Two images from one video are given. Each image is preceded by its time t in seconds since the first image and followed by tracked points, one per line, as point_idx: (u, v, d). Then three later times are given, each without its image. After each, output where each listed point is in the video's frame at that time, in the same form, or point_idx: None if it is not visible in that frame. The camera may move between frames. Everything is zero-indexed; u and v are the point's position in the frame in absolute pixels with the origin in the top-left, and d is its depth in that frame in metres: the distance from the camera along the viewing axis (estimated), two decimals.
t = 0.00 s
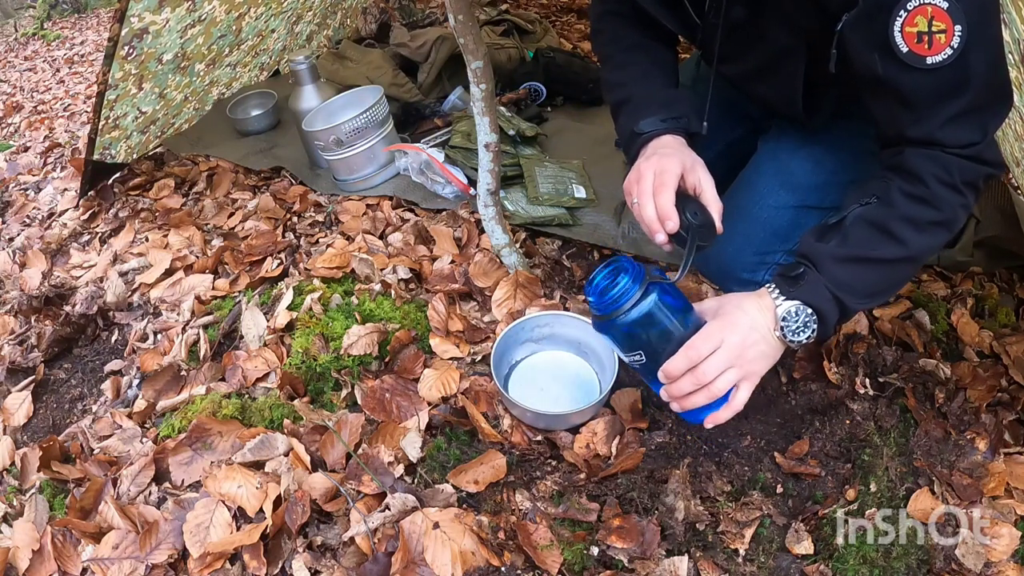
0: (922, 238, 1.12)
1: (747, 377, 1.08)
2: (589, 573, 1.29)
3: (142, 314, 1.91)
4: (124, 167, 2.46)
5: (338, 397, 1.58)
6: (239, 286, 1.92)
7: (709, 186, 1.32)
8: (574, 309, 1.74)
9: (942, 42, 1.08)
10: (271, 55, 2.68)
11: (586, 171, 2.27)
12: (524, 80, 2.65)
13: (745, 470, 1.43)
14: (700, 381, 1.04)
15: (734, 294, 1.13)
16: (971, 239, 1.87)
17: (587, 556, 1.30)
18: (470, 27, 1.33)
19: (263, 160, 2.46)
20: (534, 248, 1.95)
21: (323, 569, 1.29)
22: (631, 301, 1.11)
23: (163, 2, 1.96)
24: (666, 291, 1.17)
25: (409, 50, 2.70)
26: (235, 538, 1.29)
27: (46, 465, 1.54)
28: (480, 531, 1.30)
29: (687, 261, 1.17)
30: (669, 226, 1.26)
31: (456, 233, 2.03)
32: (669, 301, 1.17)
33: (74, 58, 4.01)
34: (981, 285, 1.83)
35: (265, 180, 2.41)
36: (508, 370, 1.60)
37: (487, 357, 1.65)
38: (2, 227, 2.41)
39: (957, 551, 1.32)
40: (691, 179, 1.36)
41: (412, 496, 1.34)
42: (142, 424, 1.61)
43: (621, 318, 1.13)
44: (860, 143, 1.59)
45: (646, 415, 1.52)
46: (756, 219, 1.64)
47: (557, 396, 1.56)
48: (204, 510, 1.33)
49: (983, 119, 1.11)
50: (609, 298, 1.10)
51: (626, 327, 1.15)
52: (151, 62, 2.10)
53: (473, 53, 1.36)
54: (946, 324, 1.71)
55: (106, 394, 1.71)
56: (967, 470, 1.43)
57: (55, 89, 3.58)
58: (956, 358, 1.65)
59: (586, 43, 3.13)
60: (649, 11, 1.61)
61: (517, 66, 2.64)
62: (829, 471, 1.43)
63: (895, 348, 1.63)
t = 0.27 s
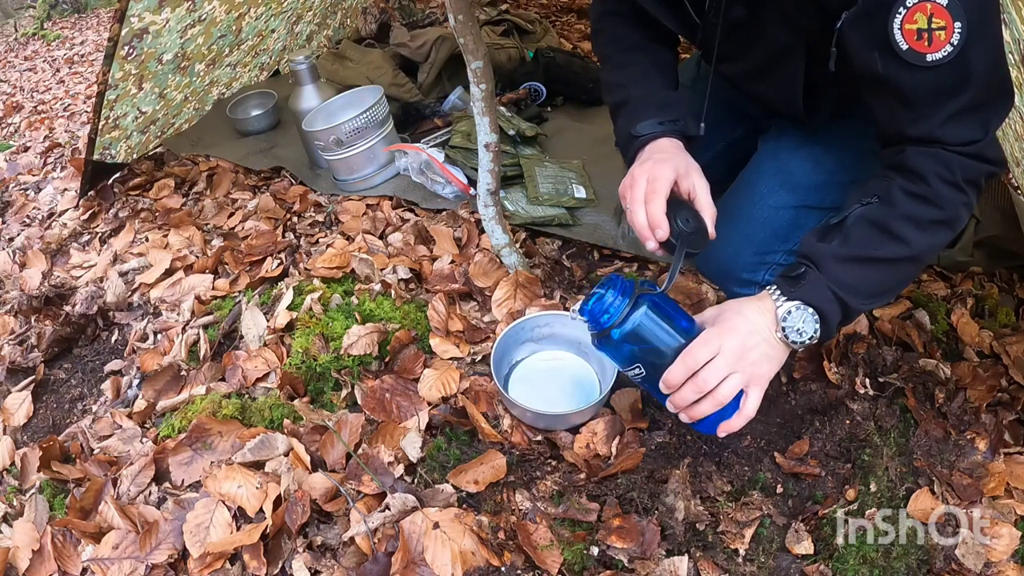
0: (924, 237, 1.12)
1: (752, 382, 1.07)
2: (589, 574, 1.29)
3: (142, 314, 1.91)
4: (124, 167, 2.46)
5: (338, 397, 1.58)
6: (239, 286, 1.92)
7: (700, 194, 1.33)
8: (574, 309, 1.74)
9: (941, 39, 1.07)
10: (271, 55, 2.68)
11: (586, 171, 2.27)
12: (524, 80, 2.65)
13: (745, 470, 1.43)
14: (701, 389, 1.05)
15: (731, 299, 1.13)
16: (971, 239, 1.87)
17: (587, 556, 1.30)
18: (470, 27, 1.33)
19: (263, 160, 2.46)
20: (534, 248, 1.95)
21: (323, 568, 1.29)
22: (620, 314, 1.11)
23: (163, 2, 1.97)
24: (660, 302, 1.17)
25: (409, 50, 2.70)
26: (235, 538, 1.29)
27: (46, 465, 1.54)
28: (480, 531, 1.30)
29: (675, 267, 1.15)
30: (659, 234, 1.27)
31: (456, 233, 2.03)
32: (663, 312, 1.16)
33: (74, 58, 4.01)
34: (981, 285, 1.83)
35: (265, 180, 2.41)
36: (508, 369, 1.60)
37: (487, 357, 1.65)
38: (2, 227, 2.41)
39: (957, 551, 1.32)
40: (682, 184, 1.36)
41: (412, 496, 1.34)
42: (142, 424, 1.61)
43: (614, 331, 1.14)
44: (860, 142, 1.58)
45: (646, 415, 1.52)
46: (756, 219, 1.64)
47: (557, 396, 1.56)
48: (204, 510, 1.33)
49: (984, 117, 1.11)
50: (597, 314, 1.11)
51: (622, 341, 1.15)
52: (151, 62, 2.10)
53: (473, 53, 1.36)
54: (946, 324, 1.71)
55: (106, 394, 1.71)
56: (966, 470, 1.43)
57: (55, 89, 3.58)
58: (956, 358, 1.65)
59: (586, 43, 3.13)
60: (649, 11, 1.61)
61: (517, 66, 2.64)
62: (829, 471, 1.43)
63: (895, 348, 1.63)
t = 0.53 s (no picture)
0: (924, 234, 1.12)
1: (752, 381, 1.07)
2: (589, 574, 1.29)
3: (142, 314, 1.91)
4: (124, 167, 2.46)
5: (338, 397, 1.58)
6: (239, 286, 1.92)
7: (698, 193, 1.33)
8: (574, 309, 1.74)
9: (939, 36, 1.08)
10: (271, 55, 2.68)
11: (586, 171, 2.27)
12: (524, 80, 2.65)
13: (745, 470, 1.43)
14: (701, 387, 1.04)
15: (731, 297, 1.13)
16: (971, 239, 1.88)
17: (587, 556, 1.30)
18: (470, 27, 1.33)
19: (263, 160, 2.46)
20: (534, 248, 1.95)
21: (323, 569, 1.29)
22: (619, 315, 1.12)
23: (163, 2, 1.97)
24: (659, 301, 1.17)
25: (408, 50, 2.70)
26: (235, 538, 1.29)
27: (46, 465, 1.54)
28: (480, 531, 1.30)
29: (672, 266, 1.15)
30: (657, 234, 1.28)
31: (456, 233, 2.03)
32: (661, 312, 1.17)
33: (74, 58, 4.01)
34: (981, 285, 1.83)
35: (265, 180, 2.41)
36: (508, 369, 1.60)
37: (487, 357, 1.65)
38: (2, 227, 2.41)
39: (957, 551, 1.32)
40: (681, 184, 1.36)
41: (412, 496, 1.34)
42: (142, 424, 1.61)
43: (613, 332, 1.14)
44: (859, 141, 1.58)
45: (646, 415, 1.52)
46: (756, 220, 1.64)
47: (556, 396, 1.56)
48: (204, 510, 1.33)
49: (984, 113, 1.11)
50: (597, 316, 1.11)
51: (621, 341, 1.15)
52: (151, 62, 2.10)
53: (473, 53, 1.36)
54: (946, 324, 1.71)
55: (106, 394, 1.71)
56: (967, 470, 1.43)
57: (55, 89, 3.58)
58: (956, 358, 1.65)
59: (586, 43, 3.13)
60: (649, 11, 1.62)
61: (517, 66, 2.64)
62: (829, 471, 1.43)
63: (895, 348, 1.63)
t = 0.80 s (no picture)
0: (917, 232, 1.12)
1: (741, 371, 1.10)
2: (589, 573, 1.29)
3: (142, 314, 1.91)
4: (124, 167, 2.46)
5: (338, 397, 1.58)
6: (239, 286, 1.92)
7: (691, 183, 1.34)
8: (574, 309, 1.74)
9: (935, 32, 1.07)
10: (271, 55, 2.68)
11: (585, 171, 2.27)
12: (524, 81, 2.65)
13: (745, 470, 1.43)
14: (694, 377, 1.07)
15: (728, 289, 1.13)
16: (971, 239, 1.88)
17: (587, 556, 1.30)
18: (470, 27, 1.33)
19: (263, 160, 2.46)
20: (534, 248, 1.95)
21: (323, 569, 1.29)
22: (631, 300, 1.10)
23: (163, 3, 1.97)
24: (666, 288, 1.17)
25: (408, 50, 2.70)
26: (235, 538, 1.29)
27: (46, 465, 1.54)
28: (480, 531, 1.30)
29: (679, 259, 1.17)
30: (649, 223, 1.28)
31: (456, 233, 2.03)
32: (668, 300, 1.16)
33: (74, 58, 4.01)
34: (981, 285, 1.83)
35: (265, 180, 2.41)
36: (508, 369, 1.61)
37: (487, 357, 1.65)
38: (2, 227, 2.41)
39: (957, 551, 1.32)
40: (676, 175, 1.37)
41: (412, 496, 1.34)
42: (142, 424, 1.61)
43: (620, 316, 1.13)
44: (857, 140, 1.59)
45: (646, 415, 1.52)
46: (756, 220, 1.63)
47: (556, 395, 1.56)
48: (203, 511, 1.33)
49: (979, 111, 1.10)
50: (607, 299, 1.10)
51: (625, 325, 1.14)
52: (151, 62, 2.10)
53: (473, 54, 1.36)
54: (946, 324, 1.71)
55: (106, 394, 1.71)
56: (967, 470, 1.43)
57: (55, 89, 3.58)
58: (956, 358, 1.65)
59: (586, 43, 3.13)
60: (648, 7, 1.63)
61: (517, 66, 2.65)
62: (829, 471, 1.43)
63: (894, 348, 1.63)
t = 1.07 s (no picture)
0: (909, 213, 1.15)
1: (720, 317, 1.08)
2: (589, 573, 1.29)
3: (142, 314, 1.91)
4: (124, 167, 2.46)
5: (338, 397, 1.58)
6: (239, 286, 1.92)
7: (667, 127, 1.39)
8: (574, 309, 1.74)
9: (936, 29, 1.08)
10: (271, 55, 2.68)
11: (585, 171, 2.28)
12: (524, 81, 2.65)
13: (745, 470, 1.43)
14: (672, 308, 1.05)
15: (724, 238, 1.12)
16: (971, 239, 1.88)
17: (587, 556, 1.30)
18: (470, 27, 1.33)
19: (263, 160, 2.46)
20: (534, 248, 1.95)
21: (323, 569, 1.29)
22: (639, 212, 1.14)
23: (163, 3, 1.97)
24: (672, 214, 1.21)
25: (408, 50, 2.70)
26: (236, 538, 1.29)
27: (46, 465, 1.54)
28: (480, 531, 1.30)
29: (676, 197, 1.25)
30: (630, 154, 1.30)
31: (456, 233, 2.03)
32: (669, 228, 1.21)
33: (74, 58, 4.01)
34: (981, 285, 1.83)
35: (265, 180, 2.40)
36: (508, 370, 1.61)
37: (487, 357, 1.65)
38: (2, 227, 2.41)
39: (957, 551, 1.32)
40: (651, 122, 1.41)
41: (412, 496, 1.34)
42: (142, 424, 1.61)
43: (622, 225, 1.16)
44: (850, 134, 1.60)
45: (646, 415, 1.52)
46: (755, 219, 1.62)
47: (556, 395, 1.56)
48: (203, 510, 1.33)
49: (977, 104, 1.12)
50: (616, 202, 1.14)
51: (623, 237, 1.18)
52: (151, 62, 2.10)
53: (473, 53, 1.35)
54: (946, 324, 1.71)
55: (106, 394, 1.71)
56: (967, 470, 1.43)
57: (55, 89, 3.58)
58: (956, 357, 1.65)
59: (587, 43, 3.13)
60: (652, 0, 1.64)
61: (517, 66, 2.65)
62: (829, 471, 1.43)
63: (894, 348, 1.62)
